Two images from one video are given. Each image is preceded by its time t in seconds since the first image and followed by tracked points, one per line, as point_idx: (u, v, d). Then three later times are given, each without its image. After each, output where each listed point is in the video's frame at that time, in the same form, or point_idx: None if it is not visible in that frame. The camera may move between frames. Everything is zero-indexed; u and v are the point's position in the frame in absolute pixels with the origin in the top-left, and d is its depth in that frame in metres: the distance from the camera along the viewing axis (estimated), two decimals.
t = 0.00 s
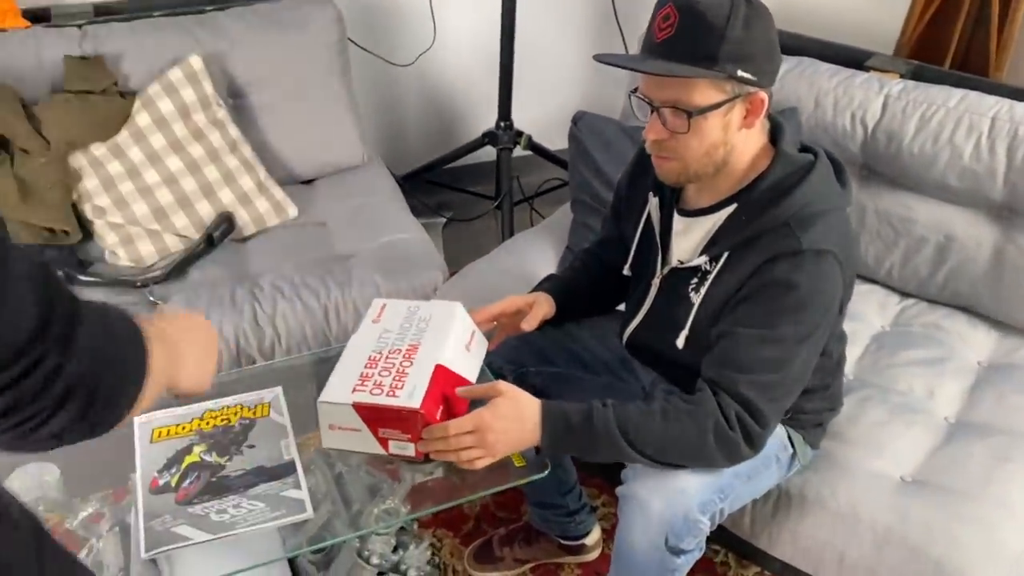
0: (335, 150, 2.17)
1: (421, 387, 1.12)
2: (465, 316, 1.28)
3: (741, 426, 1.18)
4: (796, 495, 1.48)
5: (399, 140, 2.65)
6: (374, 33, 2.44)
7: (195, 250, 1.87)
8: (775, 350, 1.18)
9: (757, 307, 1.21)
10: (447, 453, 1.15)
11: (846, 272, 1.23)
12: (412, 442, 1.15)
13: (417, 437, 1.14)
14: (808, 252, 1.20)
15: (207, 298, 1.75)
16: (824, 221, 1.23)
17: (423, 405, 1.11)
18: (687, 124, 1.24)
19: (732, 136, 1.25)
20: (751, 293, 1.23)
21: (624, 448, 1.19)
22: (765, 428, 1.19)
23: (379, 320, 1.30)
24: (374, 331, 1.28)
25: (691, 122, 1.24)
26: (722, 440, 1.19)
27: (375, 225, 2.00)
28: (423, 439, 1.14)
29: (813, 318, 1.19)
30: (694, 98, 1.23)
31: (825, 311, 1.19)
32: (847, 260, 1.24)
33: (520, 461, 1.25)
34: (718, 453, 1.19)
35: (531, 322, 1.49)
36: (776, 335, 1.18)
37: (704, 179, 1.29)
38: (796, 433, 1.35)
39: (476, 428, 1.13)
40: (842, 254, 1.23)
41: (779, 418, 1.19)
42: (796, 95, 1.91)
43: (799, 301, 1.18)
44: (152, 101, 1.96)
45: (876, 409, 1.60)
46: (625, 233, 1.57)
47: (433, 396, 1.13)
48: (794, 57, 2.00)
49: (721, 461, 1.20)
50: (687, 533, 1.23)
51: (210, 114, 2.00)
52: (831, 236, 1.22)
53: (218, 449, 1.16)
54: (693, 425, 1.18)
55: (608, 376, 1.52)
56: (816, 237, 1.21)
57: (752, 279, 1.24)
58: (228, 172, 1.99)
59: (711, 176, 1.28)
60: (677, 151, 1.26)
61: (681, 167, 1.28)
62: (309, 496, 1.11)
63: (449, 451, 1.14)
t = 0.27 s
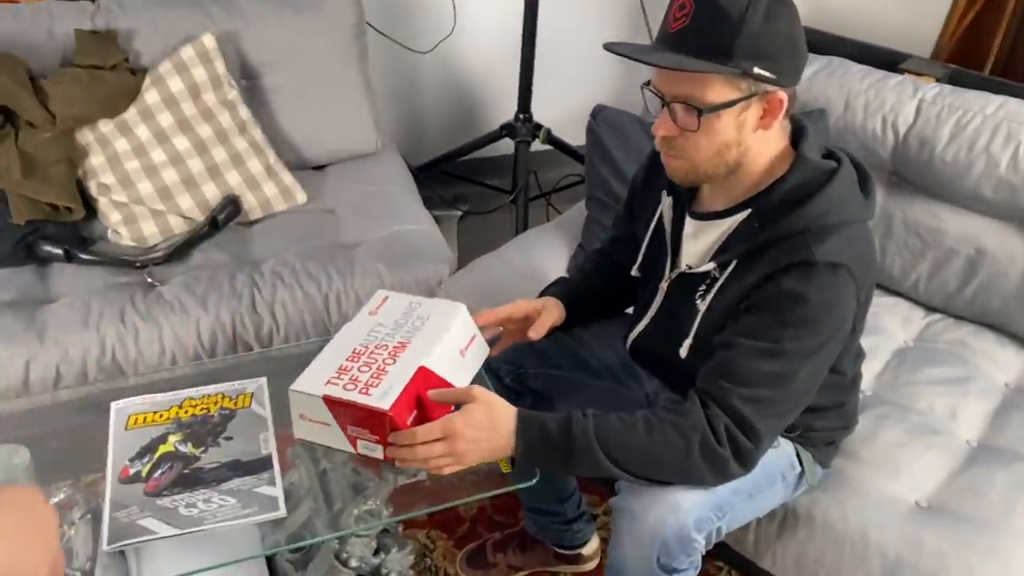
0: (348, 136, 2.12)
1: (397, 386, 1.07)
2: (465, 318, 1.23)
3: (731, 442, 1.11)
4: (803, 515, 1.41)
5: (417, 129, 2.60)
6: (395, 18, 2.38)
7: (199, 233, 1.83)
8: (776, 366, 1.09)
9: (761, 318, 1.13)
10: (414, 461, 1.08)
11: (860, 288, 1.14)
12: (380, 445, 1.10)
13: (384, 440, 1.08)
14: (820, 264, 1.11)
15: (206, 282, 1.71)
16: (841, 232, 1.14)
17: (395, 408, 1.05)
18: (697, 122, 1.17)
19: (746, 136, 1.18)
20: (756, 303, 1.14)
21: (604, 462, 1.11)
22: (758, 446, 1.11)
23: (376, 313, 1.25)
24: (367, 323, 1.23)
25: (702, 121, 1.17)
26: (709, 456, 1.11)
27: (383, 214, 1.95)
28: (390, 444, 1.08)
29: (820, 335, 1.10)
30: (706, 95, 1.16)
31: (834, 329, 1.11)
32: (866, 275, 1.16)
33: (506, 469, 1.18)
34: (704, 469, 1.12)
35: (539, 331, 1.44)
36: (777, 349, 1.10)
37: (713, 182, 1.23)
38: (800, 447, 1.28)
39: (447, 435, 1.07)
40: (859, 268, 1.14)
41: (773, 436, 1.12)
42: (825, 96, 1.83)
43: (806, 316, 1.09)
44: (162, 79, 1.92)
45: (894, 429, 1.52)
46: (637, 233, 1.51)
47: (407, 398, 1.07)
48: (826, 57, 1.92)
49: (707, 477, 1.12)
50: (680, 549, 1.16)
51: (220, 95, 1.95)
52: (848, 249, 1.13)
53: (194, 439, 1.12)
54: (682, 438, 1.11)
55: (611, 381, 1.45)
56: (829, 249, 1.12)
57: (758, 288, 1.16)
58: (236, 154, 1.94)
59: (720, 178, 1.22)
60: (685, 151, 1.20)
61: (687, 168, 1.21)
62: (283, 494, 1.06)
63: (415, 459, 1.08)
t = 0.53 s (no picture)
0: (380, 114, 2.03)
1: (395, 387, 1.01)
2: (481, 318, 1.15)
3: (761, 473, 1.00)
4: (837, 548, 1.30)
5: (454, 110, 2.51)
6: None
7: (218, 208, 1.76)
8: (815, 392, 0.98)
9: (801, 338, 1.01)
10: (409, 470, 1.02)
11: (917, 311, 1.01)
12: (372, 449, 1.03)
13: (378, 443, 1.02)
14: (871, 283, 0.98)
15: (220, 259, 1.64)
16: (898, 247, 1.01)
17: (389, 411, 0.99)
18: (738, 119, 1.07)
19: (794, 137, 1.07)
20: (797, 321, 1.03)
21: (616, 489, 1.02)
22: (791, 480, 1.00)
23: (387, 304, 1.17)
24: (376, 314, 1.15)
25: (743, 118, 1.06)
26: (735, 487, 1.01)
27: (410, 197, 1.86)
28: (384, 450, 1.02)
29: (867, 361, 0.98)
30: (750, 90, 1.05)
31: (884, 355, 0.99)
32: (924, 294, 1.03)
33: (512, 483, 1.09)
34: (730, 500, 1.02)
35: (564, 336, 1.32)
36: (817, 374, 0.98)
37: (754, 184, 1.13)
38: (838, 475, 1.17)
39: (442, 449, 0.99)
40: (916, 289, 1.01)
41: (809, 468, 1.01)
42: (887, 95, 1.70)
43: (853, 339, 0.97)
44: (188, 46, 1.84)
45: (942, 460, 1.39)
46: (673, 232, 1.40)
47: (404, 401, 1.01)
48: (891, 52, 1.78)
49: (734, 509, 1.03)
50: None
51: (248, 65, 1.87)
52: (905, 266, 1.01)
53: (181, 430, 1.05)
54: (706, 466, 1.01)
55: (634, 390, 1.36)
56: (883, 266, 0.99)
57: (801, 305, 1.04)
58: (262, 128, 1.86)
59: (762, 182, 1.12)
60: (723, 150, 1.10)
61: (724, 168, 1.12)
62: (268, 496, 0.98)
63: (409, 468, 1.01)
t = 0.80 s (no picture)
0: (419, 85, 1.92)
1: (398, 388, 0.91)
2: (501, 312, 1.04)
3: (806, 518, 0.88)
4: None
5: (500, 85, 2.39)
6: None
7: (240, 175, 1.67)
8: (874, 429, 0.86)
9: (861, 366, 0.88)
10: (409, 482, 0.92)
11: (998, 342, 0.88)
12: (369, 457, 0.94)
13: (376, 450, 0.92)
14: (946, 307, 0.85)
15: (237, 229, 1.55)
16: (981, 267, 0.88)
17: (388, 416, 0.89)
18: (800, 112, 0.93)
19: (865, 133, 0.94)
20: (857, 346, 0.90)
21: (638, 523, 0.91)
22: (839, 526, 0.88)
23: (398, 293, 1.06)
24: (385, 304, 1.05)
25: (807, 110, 0.93)
26: (774, 530, 0.89)
27: (443, 174, 1.75)
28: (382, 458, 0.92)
29: (937, 397, 0.85)
30: (816, 78, 0.91)
31: (956, 391, 0.86)
32: (1006, 321, 0.89)
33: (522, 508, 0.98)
34: (767, 546, 0.90)
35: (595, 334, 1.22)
36: (878, 409, 0.85)
37: (817, 184, 1.00)
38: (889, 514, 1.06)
39: (447, 464, 0.89)
40: (998, 316, 0.88)
41: (861, 513, 0.89)
42: (971, 91, 1.54)
43: (923, 371, 0.84)
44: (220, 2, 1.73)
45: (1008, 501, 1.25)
46: (722, 231, 1.28)
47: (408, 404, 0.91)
48: (979, 44, 1.61)
49: (771, 554, 0.91)
50: None
51: (282, 25, 1.77)
52: (988, 289, 0.87)
53: (163, 418, 0.96)
54: (744, 506, 0.89)
55: (665, 402, 1.26)
56: (962, 288, 0.86)
57: (862, 328, 0.91)
58: (292, 93, 1.76)
59: (826, 182, 0.99)
60: (783, 144, 0.97)
61: (784, 165, 0.99)
62: (248, 501, 0.89)
63: (407, 480, 0.91)
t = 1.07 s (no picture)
0: (465, 52, 1.81)
1: (402, 386, 0.81)
2: (524, 308, 0.93)
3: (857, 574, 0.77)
4: None
5: (554, 56, 2.26)
6: None
7: (270, 137, 1.58)
8: (942, 480, 0.73)
9: (931, 405, 0.76)
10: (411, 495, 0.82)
11: None
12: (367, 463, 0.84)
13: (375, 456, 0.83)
14: None
15: (260, 194, 1.46)
16: None
17: (386, 419, 0.79)
18: (884, 105, 0.81)
19: (958, 132, 0.81)
20: (928, 380, 0.78)
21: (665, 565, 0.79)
22: None
23: (412, 281, 0.96)
24: (397, 292, 0.95)
25: (891, 103, 0.80)
26: None
27: (484, 148, 1.64)
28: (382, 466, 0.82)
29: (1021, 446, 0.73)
30: (905, 66, 0.78)
31: None
32: None
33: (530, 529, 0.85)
34: None
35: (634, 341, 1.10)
36: (949, 457, 0.73)
37: (896, 188, 0.87)
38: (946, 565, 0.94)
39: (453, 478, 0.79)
40: None
41: (921, 568, 0.78)
42: None
43: (1006, 418, 0.72)
44: None
45: None
46: (780, 232, 1.15)
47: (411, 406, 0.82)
48: None
49: None
50: None
51: None
52: None
53: (147, 400, 0.88)
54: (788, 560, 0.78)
55: (704, 416, 1.15)
56: None
57: (938, 359, 0.79)
58: (331, 53, 1.67)
59: (907, 186, 0.86)
60: (861, 141, 0.85)
61: (861, 165, 0.86)
62: (227, 503, 0.80)
63: (409, 493, 0.81)
